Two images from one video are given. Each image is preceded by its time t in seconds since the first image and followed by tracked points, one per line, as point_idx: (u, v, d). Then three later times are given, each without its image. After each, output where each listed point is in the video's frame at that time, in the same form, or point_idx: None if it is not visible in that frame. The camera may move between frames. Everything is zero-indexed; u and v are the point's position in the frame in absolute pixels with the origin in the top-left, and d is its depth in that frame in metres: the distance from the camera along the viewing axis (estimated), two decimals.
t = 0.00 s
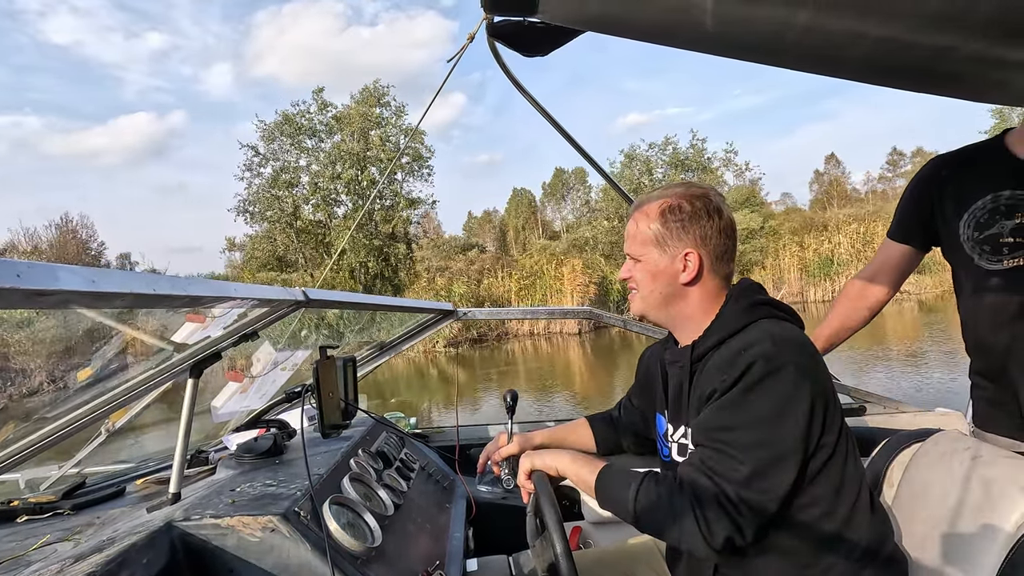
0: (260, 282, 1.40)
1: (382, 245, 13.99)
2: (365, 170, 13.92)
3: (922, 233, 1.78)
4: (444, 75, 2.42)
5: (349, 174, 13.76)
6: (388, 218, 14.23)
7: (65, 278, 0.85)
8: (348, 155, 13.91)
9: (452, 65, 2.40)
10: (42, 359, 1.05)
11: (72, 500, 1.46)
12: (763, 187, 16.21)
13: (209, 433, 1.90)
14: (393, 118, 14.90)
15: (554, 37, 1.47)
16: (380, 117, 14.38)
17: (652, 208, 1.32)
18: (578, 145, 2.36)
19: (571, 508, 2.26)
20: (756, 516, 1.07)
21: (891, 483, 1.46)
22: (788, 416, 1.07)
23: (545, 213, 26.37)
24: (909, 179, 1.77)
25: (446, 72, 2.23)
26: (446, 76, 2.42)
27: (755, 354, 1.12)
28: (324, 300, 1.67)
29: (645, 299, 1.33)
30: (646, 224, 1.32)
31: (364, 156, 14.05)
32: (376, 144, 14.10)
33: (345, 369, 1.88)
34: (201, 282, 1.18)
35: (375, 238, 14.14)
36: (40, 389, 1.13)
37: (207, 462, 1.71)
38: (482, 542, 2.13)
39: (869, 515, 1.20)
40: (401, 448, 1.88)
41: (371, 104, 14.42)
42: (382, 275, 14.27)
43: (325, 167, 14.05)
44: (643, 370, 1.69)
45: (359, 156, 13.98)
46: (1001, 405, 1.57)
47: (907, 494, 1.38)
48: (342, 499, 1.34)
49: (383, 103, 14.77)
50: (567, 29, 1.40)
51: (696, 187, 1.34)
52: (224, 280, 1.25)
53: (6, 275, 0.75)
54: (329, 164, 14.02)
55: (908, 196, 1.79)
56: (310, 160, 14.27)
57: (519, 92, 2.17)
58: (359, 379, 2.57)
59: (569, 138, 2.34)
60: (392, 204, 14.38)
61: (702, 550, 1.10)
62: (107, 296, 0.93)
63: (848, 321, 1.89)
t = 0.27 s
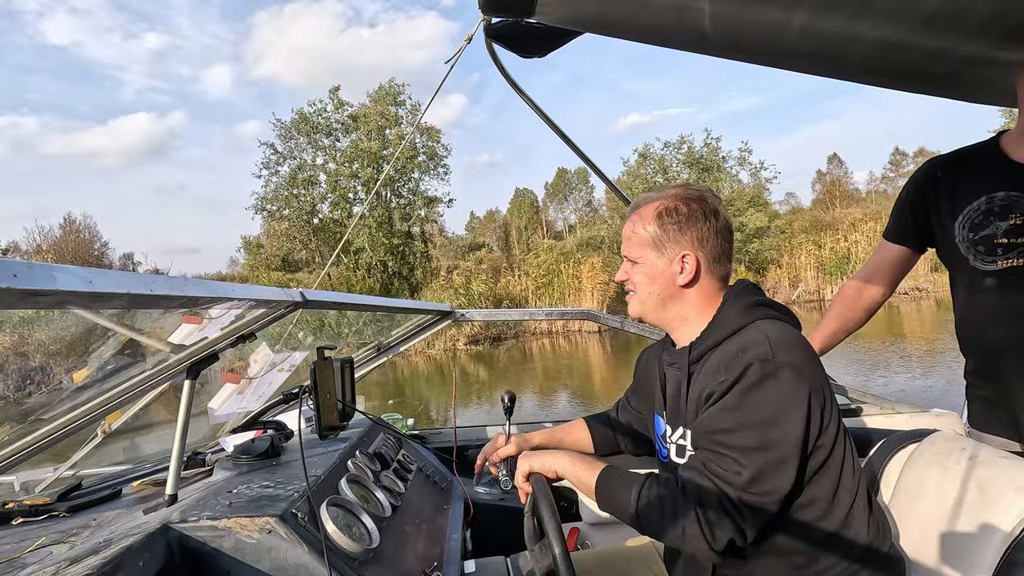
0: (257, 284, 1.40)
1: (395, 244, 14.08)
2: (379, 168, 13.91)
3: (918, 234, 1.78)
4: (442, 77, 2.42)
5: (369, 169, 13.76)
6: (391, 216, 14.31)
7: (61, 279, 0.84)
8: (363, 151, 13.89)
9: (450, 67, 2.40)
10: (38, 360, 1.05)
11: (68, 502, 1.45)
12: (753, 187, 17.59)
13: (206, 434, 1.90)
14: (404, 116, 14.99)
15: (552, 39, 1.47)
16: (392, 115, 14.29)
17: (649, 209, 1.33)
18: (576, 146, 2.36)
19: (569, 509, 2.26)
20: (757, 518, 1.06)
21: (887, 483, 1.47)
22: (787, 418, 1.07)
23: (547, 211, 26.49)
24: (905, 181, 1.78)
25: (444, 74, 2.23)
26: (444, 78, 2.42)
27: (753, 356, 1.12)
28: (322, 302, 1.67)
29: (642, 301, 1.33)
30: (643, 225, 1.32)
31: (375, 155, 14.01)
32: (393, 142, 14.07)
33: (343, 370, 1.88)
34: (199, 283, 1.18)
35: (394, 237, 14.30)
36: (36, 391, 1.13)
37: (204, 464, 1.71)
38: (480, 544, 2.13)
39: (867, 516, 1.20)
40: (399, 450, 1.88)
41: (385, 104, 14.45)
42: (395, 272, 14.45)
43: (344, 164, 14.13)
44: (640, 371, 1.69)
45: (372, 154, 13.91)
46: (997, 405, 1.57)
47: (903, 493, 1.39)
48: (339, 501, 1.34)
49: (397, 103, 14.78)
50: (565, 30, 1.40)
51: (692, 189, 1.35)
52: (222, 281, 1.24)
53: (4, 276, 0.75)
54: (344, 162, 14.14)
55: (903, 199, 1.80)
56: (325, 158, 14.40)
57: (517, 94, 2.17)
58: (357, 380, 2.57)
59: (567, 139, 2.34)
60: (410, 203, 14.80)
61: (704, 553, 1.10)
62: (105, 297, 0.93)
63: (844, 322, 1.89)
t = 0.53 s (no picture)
0: (255, 286, 1.40)
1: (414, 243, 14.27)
2: (392, 167, 13.90)
3: (913, 236, 1.79)
4: (440, 79, 2.43)
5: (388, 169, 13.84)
6: (400, 215, 14.23)
7: (60, 281, 0.84)
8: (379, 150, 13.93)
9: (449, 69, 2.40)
10: (35, 362, 1.05)
11: (65, 504, 1.45)
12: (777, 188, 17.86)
13: (203, 436, 1.89)
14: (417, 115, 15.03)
15: (550, 41, 1.47)
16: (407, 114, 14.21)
17: (646, 211, 1.33)
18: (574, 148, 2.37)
19: (567, 510, 2.26)
20: (749, 517, 1.07)
21: (883, 484, 1.47)
22: (782, 418, 1.07)
23: (549, 211, 26.54)
24: (899, 185, 1.79)
25: (442, 76, 2.23)
26: (443, 80, 2.42)
27: (750, 356, 1.13)
28: (320, 304, 1.67)
29: (640, 303, 1.34)
30: (640, 227, 1.33)
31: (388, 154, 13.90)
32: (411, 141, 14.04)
33: (341, 372, 1.88)
34: (197, 286, 1.18)
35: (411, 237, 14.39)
36: (33, 393, 1.13)
37: (202, 466, 1.71)
38: (478, 545, 2.13)
39: (863, 517, 1.20)
40: (397, 451, 1.88)
41: (402, 103, 14.46)
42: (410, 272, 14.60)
43: (361, 164, 14.20)
44: (638, 373, 1.70)
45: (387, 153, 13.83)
46: (991, 406, 1.58)
47: (899, 494, 1.39)
48: (337, 502, 1.34)
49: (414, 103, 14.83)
50: (562, 32, 1.40)
51: (689, 191, 1.35)
52: (220, 283, 1.25)
53: (3, 279, 0.75)
54: (363, 161, 14.17)
55: (898, 202, 1.81)
56: (343, 157, 14.47)
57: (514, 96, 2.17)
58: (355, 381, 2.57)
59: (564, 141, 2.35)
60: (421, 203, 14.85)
61: (697, 551, 1.10)
62: (103, 300, 0.93)
63: (841, 323, 1.90)
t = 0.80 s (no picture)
0: (255, 287, 1.40)
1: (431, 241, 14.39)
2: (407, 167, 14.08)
3: (909, 237, 1.80)
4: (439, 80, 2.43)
5: (404, 169, 14.01)
6: (415, 214, 14.42)
7: (67, 283, 0.85)
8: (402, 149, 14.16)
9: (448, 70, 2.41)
10: (38, 363, 1.05)
11: (66, 504, 1.46)
12: (789, 187, 18.02)
13: (204, 437, 1.90)
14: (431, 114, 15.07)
15: (548, 43, 1.48)
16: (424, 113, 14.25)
17: (647, 212, 1.34)
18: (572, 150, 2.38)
19: (565, 510, 2.27)
20: (743, 509, 1.08)
21: (879, 483, 1.49)
22: (780, 413, 1.08)
23: (553, 211, 26.62)
24: (893, 186, 1.80)
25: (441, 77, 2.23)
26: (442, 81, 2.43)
27: (751, 354, 1.14)
28: (320, 304, 1.67)
29: (641, 303, 1.35)
30: (642, 228, 1.33)
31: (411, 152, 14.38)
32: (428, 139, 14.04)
33: (341, 372, 1.89)
34: (199, 286, 1.18)
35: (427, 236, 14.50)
36: (34, 393, 1.13)
37: (202, 466, 1.71)
38: (477, 545, 2.13)
39: (860, 516, 1.21)
40: (396, 451, 1.88)
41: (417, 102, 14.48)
42: (427, 269, 14.84)
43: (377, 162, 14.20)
44: (638, 373, 1.71)
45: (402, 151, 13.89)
46: (986, 406, 1.59)
47: (896, 494, 1.40)
48: (337, 502, 1.35)
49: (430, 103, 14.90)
50: (561, 34, 1.41)
51: (690, 192, 1.36)
52: (221, 284, 1.25)
53: (10, 281, 0.76)
54: (378, 160, 14.20)
55: (893, 203, 1.82)
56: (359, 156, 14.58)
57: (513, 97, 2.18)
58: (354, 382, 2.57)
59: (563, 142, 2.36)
60: (432, 202, 14.84)
61: (690, 543, 1.11)
62: (107, 301, 0.93)
63: (838, 324, 1.91)
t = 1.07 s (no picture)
0: (250, 287, 1.40)
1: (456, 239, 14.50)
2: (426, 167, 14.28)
3: (904, 236, 1.80)
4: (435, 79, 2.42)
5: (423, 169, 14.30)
6: (432, 213, 14.47)
7: (55, 283, 0.84)
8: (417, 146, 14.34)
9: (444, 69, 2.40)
10: (29, 363, 1.04)
11: (58, 505, 1.44)
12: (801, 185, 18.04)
13: (198, 437, 1.89)
14: (447, 114, 15.05)
15: (544, 41, 1.47)
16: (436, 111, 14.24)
17: (648, 209, 1.33)
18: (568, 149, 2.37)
19: (561, 510, 2.26)
20: (733, 499, 1.07)
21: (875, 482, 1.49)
22: (776, 406, 1.08)
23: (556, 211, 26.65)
24: (889, 185, 1.81)
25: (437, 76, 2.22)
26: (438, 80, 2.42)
27: (750, 348, 1.13)
28: (315, 304, 1.67)
29: (642, 301, 1.34)
30: (642, 225, 1.33)
31: (423, 150, 14.47)
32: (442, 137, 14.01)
33: (336, 372, 1.88)
34: (192, 286, 1.18)
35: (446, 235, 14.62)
36: (25, 394, 1.12)
37: (196, 466, 1.70)
38: (473, 545, 2.13)
39: (857, 514, 1.21)
40: (392, 451, 1.88)
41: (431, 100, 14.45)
42: (445, 268, 14.87)
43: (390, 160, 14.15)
44: (635, 372, 1.70)
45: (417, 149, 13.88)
46: (983, 406, 1.59)
47: (892, 493, 1.40)
48: (332, 502, 1.34)
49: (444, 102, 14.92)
50: (557, 33, 1.41)
51: (691, 190, 1.36)
52: (214, 284, 1.24)
53: None
54: (392, 158, 14.18)
55: (889, 202, 1.82)
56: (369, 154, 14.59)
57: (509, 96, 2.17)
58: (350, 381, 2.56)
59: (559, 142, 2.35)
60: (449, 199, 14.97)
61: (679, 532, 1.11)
62: (97, 301, 0.93)
63: (835, 323, 1.91)
